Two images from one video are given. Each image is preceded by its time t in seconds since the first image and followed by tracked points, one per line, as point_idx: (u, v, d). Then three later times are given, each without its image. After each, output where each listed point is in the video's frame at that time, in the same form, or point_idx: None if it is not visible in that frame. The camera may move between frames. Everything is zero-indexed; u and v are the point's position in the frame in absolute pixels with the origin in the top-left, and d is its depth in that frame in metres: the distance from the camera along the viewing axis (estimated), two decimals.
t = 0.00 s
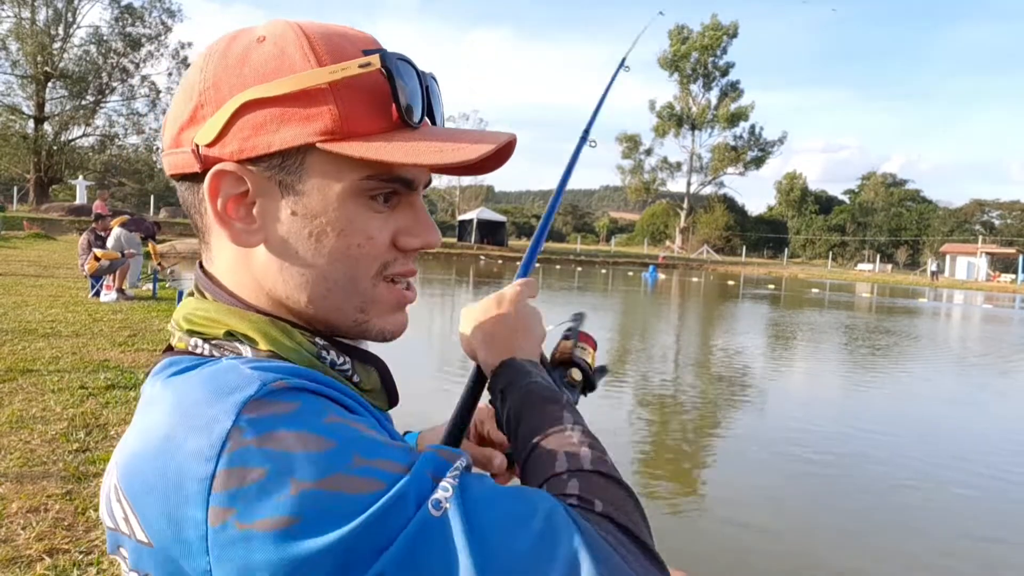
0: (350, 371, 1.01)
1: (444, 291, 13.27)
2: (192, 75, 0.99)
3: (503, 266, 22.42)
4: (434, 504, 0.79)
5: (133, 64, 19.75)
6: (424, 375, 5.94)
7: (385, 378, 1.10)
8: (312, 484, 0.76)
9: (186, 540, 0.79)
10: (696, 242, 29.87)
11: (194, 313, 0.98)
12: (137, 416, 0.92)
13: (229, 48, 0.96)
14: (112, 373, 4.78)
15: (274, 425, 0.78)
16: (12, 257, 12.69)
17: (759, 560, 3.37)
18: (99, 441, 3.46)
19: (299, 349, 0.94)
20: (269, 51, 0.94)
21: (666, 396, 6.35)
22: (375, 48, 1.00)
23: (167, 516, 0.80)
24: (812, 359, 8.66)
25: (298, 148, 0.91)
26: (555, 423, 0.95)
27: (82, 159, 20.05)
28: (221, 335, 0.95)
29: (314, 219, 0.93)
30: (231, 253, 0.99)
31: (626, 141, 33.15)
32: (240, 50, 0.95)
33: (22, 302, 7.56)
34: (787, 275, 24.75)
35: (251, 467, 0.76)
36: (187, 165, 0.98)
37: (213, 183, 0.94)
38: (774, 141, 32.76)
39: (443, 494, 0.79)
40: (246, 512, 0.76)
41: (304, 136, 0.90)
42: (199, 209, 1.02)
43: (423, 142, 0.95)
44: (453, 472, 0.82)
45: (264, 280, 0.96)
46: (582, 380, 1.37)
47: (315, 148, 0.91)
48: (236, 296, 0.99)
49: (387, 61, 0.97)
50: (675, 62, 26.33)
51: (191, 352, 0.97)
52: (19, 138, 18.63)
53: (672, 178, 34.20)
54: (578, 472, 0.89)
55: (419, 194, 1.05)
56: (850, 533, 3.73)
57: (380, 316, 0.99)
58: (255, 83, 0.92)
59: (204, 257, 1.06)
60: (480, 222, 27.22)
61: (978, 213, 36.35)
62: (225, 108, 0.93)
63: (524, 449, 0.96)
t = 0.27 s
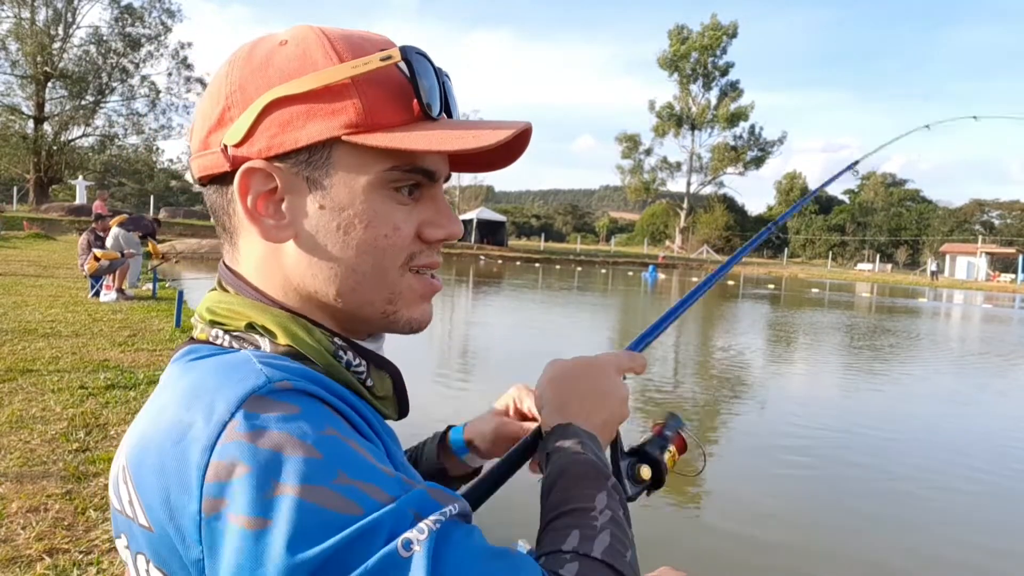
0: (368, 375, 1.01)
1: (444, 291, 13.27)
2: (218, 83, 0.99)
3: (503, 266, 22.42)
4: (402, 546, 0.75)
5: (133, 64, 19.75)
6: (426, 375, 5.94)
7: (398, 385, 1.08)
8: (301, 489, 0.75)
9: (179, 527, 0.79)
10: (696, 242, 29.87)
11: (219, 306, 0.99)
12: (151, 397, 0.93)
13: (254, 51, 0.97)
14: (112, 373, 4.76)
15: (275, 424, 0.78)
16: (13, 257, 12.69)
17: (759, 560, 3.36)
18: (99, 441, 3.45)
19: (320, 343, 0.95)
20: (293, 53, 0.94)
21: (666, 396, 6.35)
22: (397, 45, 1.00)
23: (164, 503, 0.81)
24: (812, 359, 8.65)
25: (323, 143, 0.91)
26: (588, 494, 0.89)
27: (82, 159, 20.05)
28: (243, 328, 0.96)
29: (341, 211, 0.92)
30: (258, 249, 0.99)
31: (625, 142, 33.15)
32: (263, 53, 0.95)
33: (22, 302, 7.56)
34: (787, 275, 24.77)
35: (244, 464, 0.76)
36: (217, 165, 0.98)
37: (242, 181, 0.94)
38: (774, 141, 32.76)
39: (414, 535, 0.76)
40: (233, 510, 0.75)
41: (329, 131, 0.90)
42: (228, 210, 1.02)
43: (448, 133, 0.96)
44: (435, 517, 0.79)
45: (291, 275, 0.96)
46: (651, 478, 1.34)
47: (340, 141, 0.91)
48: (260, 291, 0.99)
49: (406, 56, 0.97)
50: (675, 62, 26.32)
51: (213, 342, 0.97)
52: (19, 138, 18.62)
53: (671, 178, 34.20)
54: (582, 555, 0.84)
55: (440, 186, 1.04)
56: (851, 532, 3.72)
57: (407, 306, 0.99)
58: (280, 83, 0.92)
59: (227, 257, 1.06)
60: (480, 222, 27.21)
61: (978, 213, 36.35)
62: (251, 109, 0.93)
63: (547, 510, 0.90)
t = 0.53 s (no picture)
0: (362, 369, 1.02)
1: (444, 291, 13.26)
2: (199, 84, 0.99)
3: (503, 266, 22.42)
4: (424, 508, 0.76)
5: (133, 64, 19.74)
6: (426, 375, 5.94)
7: (391, 378, 1.10)
8: (309, 477, 0.75)
9: (185, 527, 0.79)
10: (696, 242, 29.86)
11: (209, 307, 0.98)
12: (147, 402, 0.92)
13: (233, 55, 0.96)
14: (112, 373, 4.76)
15: (278, 417, 0.78)
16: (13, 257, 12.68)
17: (760, 560, 3.35)
18: (99, 441, 3.44)
19: (314, 340, 0.95)
20: (272, 54, 0.93)
21: (666, 395, 6.35)
22: (377, 43, 0.99)
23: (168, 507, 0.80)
24: (812, 359, 8.65)
25: (308, 143, 0.91)
26: (567, 435, 0.86)
27: (82, 159, 20.04)
28: (236, 328, 0.95)
29: (328, 211, 0.92)
30: (247, 252, 0.99)
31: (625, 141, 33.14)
32: (243, 56, 0.95)
33: (22, 302, 7.55)
34: (787, 275, 24.77)
35: (249, 459, 0.76)
36: (202, 170, 0.98)
37: (228, 184, 0.93)
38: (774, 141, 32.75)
39: (436, 494, 0.77)
40: (244, 505, 0.75)
41: (314, 132, 0.90)
42: (215, 211, 1.02)
43: (428, 129, 0.95)
44: (450, 475, 0.79)
45: (280, 274, 0.96)
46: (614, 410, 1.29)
47: (325, 141, 0.91)
48: (250, 292, 0.99)
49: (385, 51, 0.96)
50: (675, 62, 26.31)
51: (207, 344, 0.97)
52: (19, 137, 18.61)
53: (672, 178, 34.20)
54: (583, 485, 0.81)
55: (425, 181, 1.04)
56: (851, 533, 3.72)
57: (396, 302, 0.99)
58: (262, 85, 0.92)
59: (217, 258, 1.06)
60: (480, 222, 27.21)
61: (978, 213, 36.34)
62: (233, 113, 0.92)
63: (531, 458, 0.88)
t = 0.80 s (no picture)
0: (356, 358, 1.05)
1: (444, 291, 13.27)
2: (194, 85, 0.99)
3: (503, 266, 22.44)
4: (442, 454, 0.81)
5: (133, 64, 19.75)
6: (425, 375, 5.95)
7: (385, 369, 1.14)
8: (327, 446, 0.78)
9: (204, 511, 0.80)
10: (696, 243, 29.88)
11: (205, 308, 0.99)
12: (151, 400, 0.93)
13: (227, 60, 0.96)
14: (113, 373, 4.77)
15: (290, 396, 0.80)
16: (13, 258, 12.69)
17: (759, 560, 3.36)
18: (99, 441, 3.45)
19: (310, 336, 0.97)
20: (267, 60, 0.93)
21: (666, 396, 6.36)
22: (370, 50, 1.00)
23: (184, 493, 0.81)
24: (812, 359, 8.66)
25: (302, 150, 0.91)
26: (535, 380, 0.96)
27: (82, 159, 20.06)
28: (232, 327, 0.95)
29: (321, 216, 0.93)
30: (240, 252, 1.00)
31: (626, 142, 33.17)
32: (238, 61, 0.95)
33: (22, 302, 7.56)
34: (787, 275, 24.79)
35: (267, 437, 0.78)
36: (196, 172, 0.98)
37: (223, 188, 0.94)
38: (774, 141, 32.77)
39: (451, 442, 0.82)
40: (267, 478, 0.78)
41: (308, 139, 0.90)
42: (209, 212, 1.02)
43: (419, 137, 0.95)
44: (458, 426, 0.85)
45: (273, 274, 0.97)
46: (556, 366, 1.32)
47: (318, 149, 0.91)
48: (244, 291, 1.00)
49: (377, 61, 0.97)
50: (676, 62, 26.34)
51: (202, 344, 0.97)
52: (19, 138, 18.61)
53: (672, 179, 34.23)
54: (567, 417, 0.88)
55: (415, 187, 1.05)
56: (850, 532, 3.73)
57: (386, 304, 1.00)
58: (257, 92, 0.92)
59: (211, 258, 1.07)
60: (480, 222, 27.24)
61: (978, 213, 36.35)
62: (228, 119, 0.93)
63: (509, 409, 0.96)
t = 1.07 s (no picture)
0: (353, 355, 1.05)
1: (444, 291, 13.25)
2: (195, 83, 0.99)
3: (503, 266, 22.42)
4: (441, 438, 0.81)
5: (133, 64, 19.75)
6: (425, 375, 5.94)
7: (384, 368, 1.15)
8: (328, 436, 0.78)
9: (205, 507, 0.80)
10: (696, 242, 29.85)
11: (204, 307, 0.99)
12: (148, 399, 0.92)
13: (228, 59, 0.96)
14: (113, 373, 4.76)
15: (289, 388, 0.80)
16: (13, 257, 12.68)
17: (760, 561, 3.35)
18: (99, 441, 3.44)
19: (307, 335, 0.97)
20: (265, 61, 0.93)
21: (666, 395, 6.35)
22: (370, 52, 0.99)
23: (184, 489, 0.81)
24: (813, 359, 8.64)
25: (296, 150, 0.91)
26: (516, 368, 0.98)
27: (82, 158, 20.05)
28: (230, 326, 0.95)
29: (314, 216, 0.93)
30: (237, 250, 0.99)
31: (626, 142, 33.17)
32: (237, 60, 0.95)
33: (22, 302, 7.55)
34: (787, 275, 24.76)
35: (267, 430, 0.78)
36: (194, 170, 0.98)
37: (218, 186, 0.94)
38: (774, 141, 32.77)
39: (448, 425, 0.82)
40: (269, 470, 0.77)
41: (302, 138, 0.90)
42: (207, 212, 1.02)
43: (414, 138, 0.95)
44: (454, 410, 0.85)
45: (270, 274, 0.97)
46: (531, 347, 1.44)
47: (312, 148, 0.91)
48: (243, 290, 1.00)
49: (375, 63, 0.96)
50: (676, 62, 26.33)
51: (201, 344, 0.96)
52: (19, 137, 18.59)
53: (672, 178, 34.21)
54: (554, 397, 0.91)
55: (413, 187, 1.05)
56: (851, 532, 3.72)
57: (380, 305, 1.00)
58: (254, 91, 0.92)
59: (212, 256, 1.06)
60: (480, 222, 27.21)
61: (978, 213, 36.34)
62: (226, 116, 0.92)
63: (497, 396, 0.98)
